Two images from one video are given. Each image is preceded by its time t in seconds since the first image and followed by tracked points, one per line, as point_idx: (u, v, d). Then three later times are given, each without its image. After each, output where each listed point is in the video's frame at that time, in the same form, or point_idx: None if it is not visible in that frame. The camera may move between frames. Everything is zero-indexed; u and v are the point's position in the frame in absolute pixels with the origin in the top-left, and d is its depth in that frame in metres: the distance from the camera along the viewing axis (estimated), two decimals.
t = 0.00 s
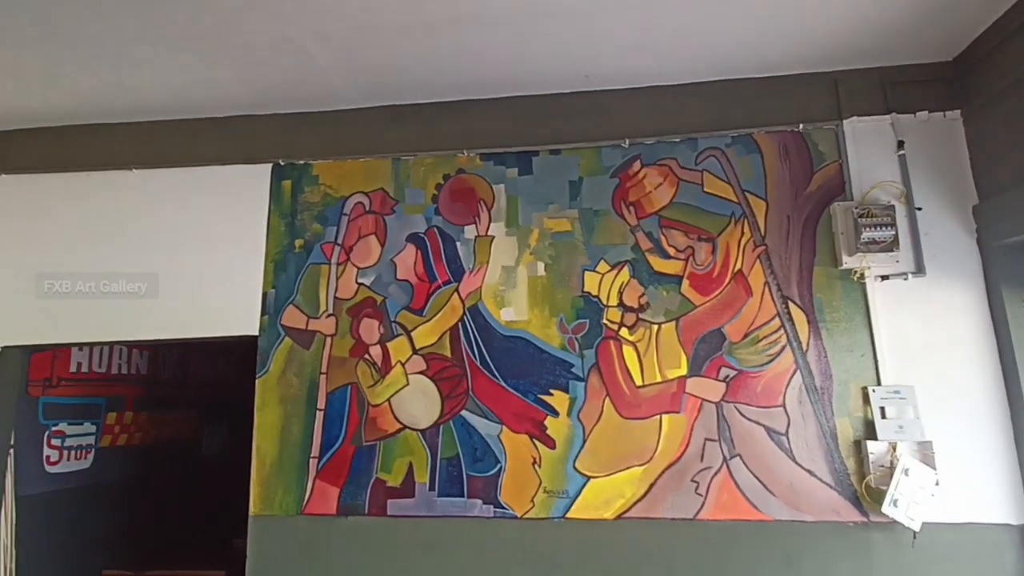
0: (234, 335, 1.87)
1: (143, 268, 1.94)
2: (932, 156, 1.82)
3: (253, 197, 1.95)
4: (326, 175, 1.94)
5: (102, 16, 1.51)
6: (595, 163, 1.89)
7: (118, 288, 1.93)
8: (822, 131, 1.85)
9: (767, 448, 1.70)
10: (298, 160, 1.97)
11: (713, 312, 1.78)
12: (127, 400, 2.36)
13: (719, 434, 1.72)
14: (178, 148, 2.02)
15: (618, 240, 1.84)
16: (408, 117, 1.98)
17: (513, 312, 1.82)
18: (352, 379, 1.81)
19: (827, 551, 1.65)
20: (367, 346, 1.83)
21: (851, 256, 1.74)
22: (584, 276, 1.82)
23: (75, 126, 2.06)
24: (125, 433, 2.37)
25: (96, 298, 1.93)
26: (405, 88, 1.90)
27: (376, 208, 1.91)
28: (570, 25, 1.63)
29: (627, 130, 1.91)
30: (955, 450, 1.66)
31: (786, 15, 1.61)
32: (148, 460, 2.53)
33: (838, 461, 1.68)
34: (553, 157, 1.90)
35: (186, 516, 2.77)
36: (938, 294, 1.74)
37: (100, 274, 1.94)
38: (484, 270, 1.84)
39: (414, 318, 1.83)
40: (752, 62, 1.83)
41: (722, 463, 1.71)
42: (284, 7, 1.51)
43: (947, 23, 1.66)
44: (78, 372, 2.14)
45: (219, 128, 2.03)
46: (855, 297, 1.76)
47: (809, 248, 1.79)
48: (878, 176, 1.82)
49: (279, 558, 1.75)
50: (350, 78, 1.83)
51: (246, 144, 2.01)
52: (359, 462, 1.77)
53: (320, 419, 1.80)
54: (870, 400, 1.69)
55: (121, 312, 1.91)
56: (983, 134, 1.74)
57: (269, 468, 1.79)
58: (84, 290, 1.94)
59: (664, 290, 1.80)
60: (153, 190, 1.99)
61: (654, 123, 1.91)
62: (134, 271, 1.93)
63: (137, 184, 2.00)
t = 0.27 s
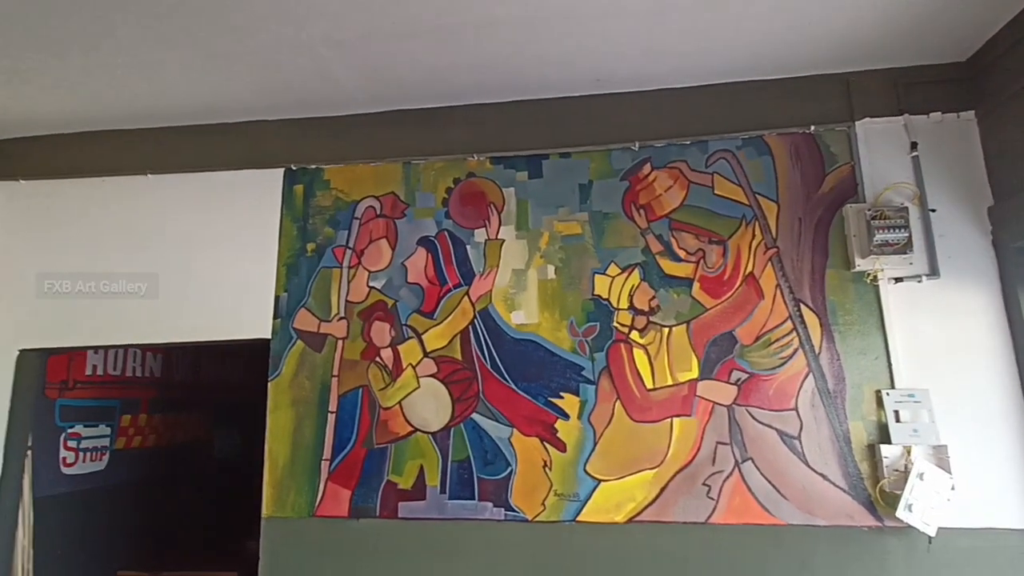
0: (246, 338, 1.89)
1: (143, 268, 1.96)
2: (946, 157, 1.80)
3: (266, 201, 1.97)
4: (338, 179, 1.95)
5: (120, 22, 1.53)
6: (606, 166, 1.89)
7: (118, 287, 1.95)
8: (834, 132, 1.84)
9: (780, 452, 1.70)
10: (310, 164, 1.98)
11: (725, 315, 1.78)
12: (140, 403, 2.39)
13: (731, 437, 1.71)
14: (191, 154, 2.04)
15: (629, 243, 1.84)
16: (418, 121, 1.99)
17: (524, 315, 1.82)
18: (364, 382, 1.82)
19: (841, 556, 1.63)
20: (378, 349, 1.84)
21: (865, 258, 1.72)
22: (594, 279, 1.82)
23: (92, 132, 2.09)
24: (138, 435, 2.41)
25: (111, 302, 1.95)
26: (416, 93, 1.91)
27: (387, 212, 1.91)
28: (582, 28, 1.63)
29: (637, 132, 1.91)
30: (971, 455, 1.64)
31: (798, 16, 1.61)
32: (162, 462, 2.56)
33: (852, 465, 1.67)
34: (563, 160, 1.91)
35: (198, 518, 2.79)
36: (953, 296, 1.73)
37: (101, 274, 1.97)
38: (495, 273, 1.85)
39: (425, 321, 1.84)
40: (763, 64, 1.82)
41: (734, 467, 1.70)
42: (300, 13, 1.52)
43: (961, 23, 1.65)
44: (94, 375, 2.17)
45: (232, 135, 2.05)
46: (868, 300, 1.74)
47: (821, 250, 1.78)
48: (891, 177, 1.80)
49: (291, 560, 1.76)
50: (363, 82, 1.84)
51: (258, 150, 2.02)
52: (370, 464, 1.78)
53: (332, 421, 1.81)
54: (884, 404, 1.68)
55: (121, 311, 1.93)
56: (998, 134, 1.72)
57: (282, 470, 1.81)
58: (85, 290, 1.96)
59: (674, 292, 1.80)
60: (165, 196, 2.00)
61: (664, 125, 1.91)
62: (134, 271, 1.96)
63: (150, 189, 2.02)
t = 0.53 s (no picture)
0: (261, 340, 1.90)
1: (143, 269, 1.98)
2: (964, 154, 1.78)
3: (279, 203, 1.98)
4: (350, 181, 1.96)
5: (138, 28, 1.55)
6: (617, 166, 1.88)
7: (118, 288, 1.98)
8: (849, 130, 1.83)
9: (795, 452, 1.68)
10: (323, 167, 1.99)
11: (739, 315, 1.77)
12: (156, 404, 2.43)
13: (745, 438, 1.70)
14: (204, 158, 2.04)
15: (641, 243, 1.83)
16: (429, 122, 1.99)
17: (536, 316, 1.82)
18: (377, 382, 1.83)
19: (857, 558, 1.62)
20: (391, 350, 1.85)
21: (881, 257, 1.70)
22: (607, 279, 1.82)
23: (104, 137, 2.09)
24: (155, 435, 2.44)
25: (127, 306, 1.96)
26: (428, 95, 1.91)
27: (399, 213, 1.92)
28: (594, 27, 1.63)
29: (649, 132, 1.91)
30: (991, 456, 1.62)
31: (812, 13, 1.59)
32: (178, 462, 2.59)
33: (868, 466, 1.65)
34: (575, 160, 1.90)
35: (213, 518, 2.82)
36: (972, 295, 1.70)
37: (101, 274, 1.99)
38: (507, 274, 1.85)
39: (437, 322, 1.85)
40: (777, 62, 1.81)
41: (749, 468, 1.69)
42: (315, 17, 1.53)
43: (979, 18, 1.63)
44: (112, 376, 2.20)
45: (243, 138, 2.04)
46: (884, 299, 1.73)
47: (836, 249, 1.77)
48: (908, 175, 1.78)
49: (306, 559, 1.77)
50: (375, 85, 1.85)
51: (270, 153, 2.03)
52: (384, 464, 1.79)
53: (346, 422, 1.83)
54: (901, 404, 1.66)
55: (122, 311, 1.96)
56: (1017, 131, 1.70)
57: (297, 471, 1.82)
58: (85, 290, 1.99)
59: (687, 292, 1.79)
60: (177, 199, 2.01)
61: (677, 125, 1.90)
62: (134, 272, 1.98)
63: (162, 193, 2.03)
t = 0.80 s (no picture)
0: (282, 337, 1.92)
1: (142, 269, 2.02)
2: (995, 146, 1.73)
3: (299, 201, 1.99)
4: (369, 179, 1.97)
5: (162, 29, 1.57)
6: (637, 161, 1.87)
7: (118, 288, 2.02)
8: (874, 122, 1.79)
9: (818, 450, 1.66)
10: (341, 164, 2.00)
11: (761, 311, 1.75)
12: (180, 399, 2.47)
13: (767, 435, 1.69)
14: (223, 156, 2.06)
15: (661, 239, 1.82)
16: (447, 119, 1.99)
17: (555, 312, 1.82)
18: (396, 378, 1.85)
19: (882, 557, 1.59)
20: (410, 346, 1.86)
21: (908, 252, 1.66)
22: (626, 275, 1.81)
23: (127, 138, 2.11)
24: (179, 429, 2.48)
25: (151, 304, 1.99)
26: (445, 92, 1.91)
27: (418, 210, 1.93)
28: (613, 21, 1.61)
29: (669, 127, 1.89)
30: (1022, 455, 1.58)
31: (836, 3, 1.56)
32: (202, 455, 2.63)
33: (894, 464, 1.63)
34: (594, 156, 1.89)
35: (235, 511, 2.86)
36: (1002, 290, 1.66)
37: (100, 275, 2.04)
38: (525, 271, 1.85)
39: (456, 318, 1.85)
40: (800, 54, 1.78)
41: (771, 465, 1.67)
42: (334, 14, 1.54)
43: (1010, 6, 1.58)
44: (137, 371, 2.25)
45: (262, 137, 2.06)
46: (910, 295, 1.69)
47: (861, 244, 1.74)
48: (936, 168, 1.75)
49: (328, 553, 1.79)
50: (393, 83, 1.85)
51: (289, 151, 2.04)
52: (404, 460, 1.80)
53: (366, 418, 1.84)
54: (929, 401, 1.63)
55: (122, 310, 2.00)
56: None
57: (318, 466, 1.84)
58: (84, 290, 2.03)
59: (708, 288, 1.78)
60: (198, 198, 2.04)
61: (697, 119, 1.88)
62: (134, 272, 2.02)
63: (183, 192, 2.05)
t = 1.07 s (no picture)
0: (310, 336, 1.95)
1: (143, 270, 2.09)
2: None
3: (326, 202, 2.01)
4: (394, 179, 1.99)
5: (193, 36, 1.60)
6: (662, 158, 1.85)
7: (119, 287, 2.09)
8: (908, 114, 1.74)
9: (853, 450, 1.63)
10: (368, 166, 2.02)
11: (791, 308, 1.72)
12: (212, 398, 2.52)
13: (799, 434, 1.66)
14: (252, 159, 2.10)
15: (688, 236, 1.80)
16: (471, 119, 1.99)
17: (580, 310, 1.81)
18: (423, 377, 1.86)
19: (919, 559, 1.56)
20: (436, 345, 1.87)
21: (946, 246, 1.61)
22: (652, 273, 1.80)
23: (160, 143, 2.17)
24: (212, 427, 2.53)
25: (183, 305, 2.04)
26: (469, 92, 1.91)
27: (443, 210, 1.94)
28: (637, 17, 1.60)
29: (695, 122, 1.86)
30: None
31: None
32: (234, 453, 2.69)
33: (932, 464, 1.58)
34: (619, 153, 1.88)
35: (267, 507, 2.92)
36: None
37: (102, 275, 2.12)
38: (550, 269, 1.84)
39: (482, 317, 1.86)
40: (831, 45, 1.74)
41: (803, 465, 1.64)
42: (359, 18, 1.56)
43: None
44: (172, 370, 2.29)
45: (290, 139, 2.09)
46: (948, 291, 1.65)
47: (895, 239, 1.69)
48: (974, 159, 1.69)
49: (357, 549, 1.82)
50: (418, 85, 1.86)
51: (316, 153, 2.06)
52: (431, 458, 1.82)
53: (394, 416, 1.86)
54: (968, 400, 1.58)
55: (123, 309, 2.08)
56: None
57: (347, 463, 1.87)
58: (86, 289, 2.12)
59: (737, 285, 1.75)
60: (227, 200, 2.08)
61: (724, 113, 1.85)
62: (134, 273, 2.09)
63: (213, 195, 2.09)
